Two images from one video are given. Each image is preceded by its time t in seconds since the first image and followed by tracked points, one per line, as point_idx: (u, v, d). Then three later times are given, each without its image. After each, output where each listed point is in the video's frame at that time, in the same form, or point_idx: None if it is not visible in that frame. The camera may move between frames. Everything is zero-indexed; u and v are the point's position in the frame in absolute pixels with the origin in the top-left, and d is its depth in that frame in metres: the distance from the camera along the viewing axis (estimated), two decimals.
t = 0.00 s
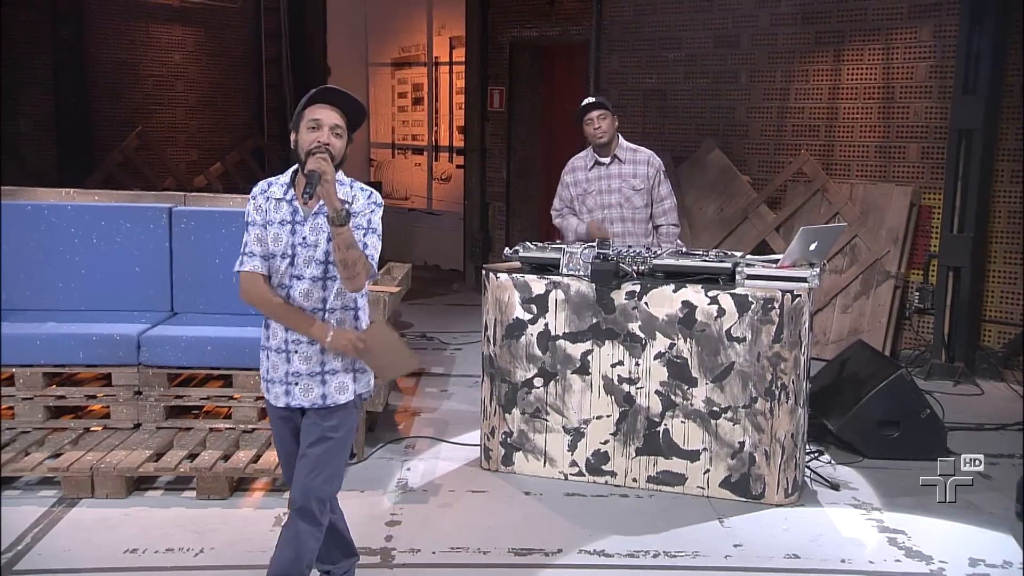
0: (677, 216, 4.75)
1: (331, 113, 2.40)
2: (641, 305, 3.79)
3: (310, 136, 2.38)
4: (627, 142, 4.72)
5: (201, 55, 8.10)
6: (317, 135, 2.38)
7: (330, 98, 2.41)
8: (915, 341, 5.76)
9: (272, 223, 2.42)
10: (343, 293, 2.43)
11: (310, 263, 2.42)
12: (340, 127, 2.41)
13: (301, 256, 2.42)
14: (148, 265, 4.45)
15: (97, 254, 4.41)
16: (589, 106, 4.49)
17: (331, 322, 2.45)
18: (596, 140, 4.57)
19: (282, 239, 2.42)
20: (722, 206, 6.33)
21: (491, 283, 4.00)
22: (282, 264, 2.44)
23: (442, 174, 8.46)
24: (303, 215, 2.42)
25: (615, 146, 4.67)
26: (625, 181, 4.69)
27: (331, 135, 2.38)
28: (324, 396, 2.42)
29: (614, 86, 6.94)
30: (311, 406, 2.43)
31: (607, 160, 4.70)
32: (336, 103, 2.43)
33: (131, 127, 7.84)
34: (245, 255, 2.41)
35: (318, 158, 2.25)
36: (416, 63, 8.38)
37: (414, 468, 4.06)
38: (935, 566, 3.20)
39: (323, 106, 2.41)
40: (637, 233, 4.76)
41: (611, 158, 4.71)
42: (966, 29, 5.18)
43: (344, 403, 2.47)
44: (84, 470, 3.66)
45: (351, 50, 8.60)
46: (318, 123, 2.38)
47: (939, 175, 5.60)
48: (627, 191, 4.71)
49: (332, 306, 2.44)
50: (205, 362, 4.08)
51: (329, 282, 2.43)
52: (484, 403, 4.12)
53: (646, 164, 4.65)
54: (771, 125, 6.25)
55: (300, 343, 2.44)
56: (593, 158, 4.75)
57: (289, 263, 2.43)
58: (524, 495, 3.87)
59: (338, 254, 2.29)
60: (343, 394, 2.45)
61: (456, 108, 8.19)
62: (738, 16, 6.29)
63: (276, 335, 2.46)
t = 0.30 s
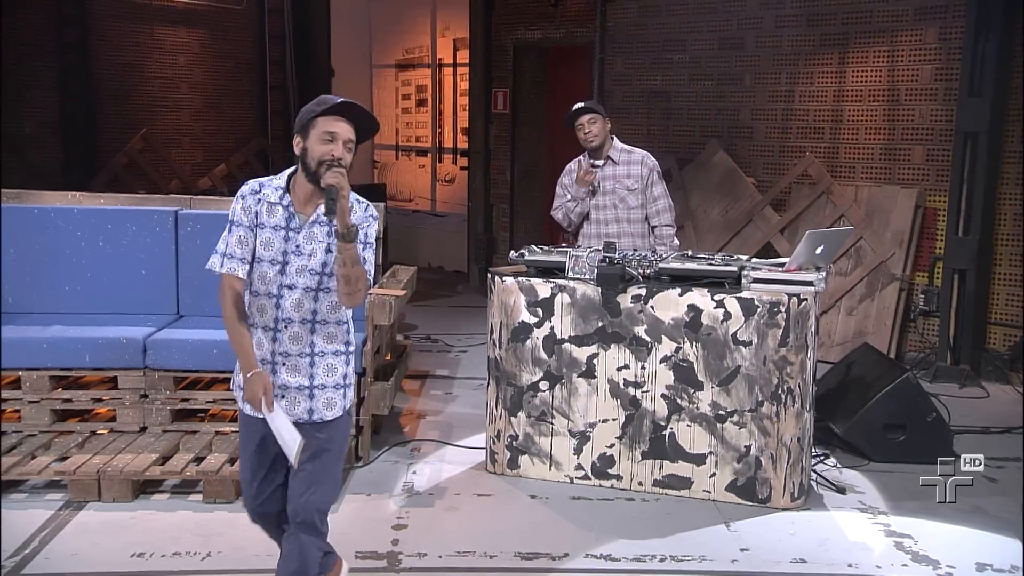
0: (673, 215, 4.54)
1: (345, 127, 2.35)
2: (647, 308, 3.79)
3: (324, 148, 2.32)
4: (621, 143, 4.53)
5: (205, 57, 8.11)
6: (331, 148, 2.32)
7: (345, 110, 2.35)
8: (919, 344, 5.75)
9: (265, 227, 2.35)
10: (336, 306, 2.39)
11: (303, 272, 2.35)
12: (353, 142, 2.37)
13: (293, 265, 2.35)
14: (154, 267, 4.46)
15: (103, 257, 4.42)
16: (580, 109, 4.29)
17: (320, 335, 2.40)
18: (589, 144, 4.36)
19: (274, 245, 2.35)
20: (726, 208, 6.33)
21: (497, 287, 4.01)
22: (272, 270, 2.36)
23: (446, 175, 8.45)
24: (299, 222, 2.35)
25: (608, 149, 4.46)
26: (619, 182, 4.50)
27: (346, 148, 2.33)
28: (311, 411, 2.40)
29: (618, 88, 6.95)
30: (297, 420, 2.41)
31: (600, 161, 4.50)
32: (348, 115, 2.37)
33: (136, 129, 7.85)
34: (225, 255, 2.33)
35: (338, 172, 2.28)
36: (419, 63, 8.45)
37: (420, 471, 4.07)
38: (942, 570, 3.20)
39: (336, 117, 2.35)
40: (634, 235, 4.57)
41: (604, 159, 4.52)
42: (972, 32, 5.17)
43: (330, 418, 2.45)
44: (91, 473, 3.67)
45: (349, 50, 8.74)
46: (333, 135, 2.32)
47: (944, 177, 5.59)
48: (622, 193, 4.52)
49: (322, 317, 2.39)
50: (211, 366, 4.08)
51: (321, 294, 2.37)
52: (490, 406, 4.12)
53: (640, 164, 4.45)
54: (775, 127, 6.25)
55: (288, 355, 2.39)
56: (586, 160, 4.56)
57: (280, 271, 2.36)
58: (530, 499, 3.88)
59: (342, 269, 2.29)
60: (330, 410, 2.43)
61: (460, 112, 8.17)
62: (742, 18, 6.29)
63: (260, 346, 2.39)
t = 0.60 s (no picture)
0: (688, 218, 4.52)
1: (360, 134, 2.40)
2: (664, 311, 3.78)
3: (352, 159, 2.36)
4: (637, 146, 4.52)
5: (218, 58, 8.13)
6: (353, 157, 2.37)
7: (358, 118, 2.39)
8: (935, 347, 5.72)
9: (290, 237, 2.34)
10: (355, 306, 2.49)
11: (330, 277, 2.41)
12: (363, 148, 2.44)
13: (319, 271, 2.40)
14: (171, 270, 4.47)
15: (121, 260, 4.44)
16: (594, 112, 4.30)
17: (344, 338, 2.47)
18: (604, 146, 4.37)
19: (301, 254, 2.36)
20: (741, 211, 6.35)
21: (514, 290, 4.01)
22: (299, 279, 2.38)
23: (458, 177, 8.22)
24: (319, 228, 2.38)
25: (622, 151, 4.46)
26: (634, 185, 4.49)
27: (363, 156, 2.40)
28: (342, 413, 2.48)
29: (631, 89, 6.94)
30: (327, 424, 2.47)
31: (615, 164, 4.49)
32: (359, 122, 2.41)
33: (150, 131, 7.88)
34: (261, 272, 2.29)
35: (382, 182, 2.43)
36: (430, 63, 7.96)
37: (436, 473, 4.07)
38: None
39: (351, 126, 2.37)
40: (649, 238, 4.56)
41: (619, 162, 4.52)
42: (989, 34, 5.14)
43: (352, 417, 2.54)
44: (110, 475, 3.69)
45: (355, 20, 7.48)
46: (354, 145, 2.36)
47: (960, 180, 5.57)
48: (637, 195, 4.51)
49: (347, 319, 2.47)
50: (228, 368, 4.09)
51: (344, 296, 2.46)
52: (507, 409, 4.12)
53: (655, 167, 4.45)
54: (790, 129, 6.23)
55: (316, 361, 2.45)
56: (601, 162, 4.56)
57: (305, 279, 2.39)
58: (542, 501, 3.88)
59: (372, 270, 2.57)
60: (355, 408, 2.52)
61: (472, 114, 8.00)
62: (756, 21, 6.25)
63: (286, 356, 2.43)
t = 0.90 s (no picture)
0: (718, 222, 4.51)
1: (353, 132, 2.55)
2: (690, 315, 3.77)
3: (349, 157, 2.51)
4: (663, 149, 4.54)
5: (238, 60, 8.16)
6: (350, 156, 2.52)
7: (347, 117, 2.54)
8: (960, 350, 5.66)
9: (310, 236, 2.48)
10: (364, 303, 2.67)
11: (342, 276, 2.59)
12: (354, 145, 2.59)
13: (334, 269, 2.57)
14: (195, 272, 4.49)
15: (146, 261, 4.46)
16: (621, 112, 4.33)
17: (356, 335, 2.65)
18: (628, 148, 4.41)
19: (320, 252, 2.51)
20: (762, 212, 6.34)
21: (538, 293, 3.99)
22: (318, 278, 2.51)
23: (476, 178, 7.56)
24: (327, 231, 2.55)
25: (649, 153, 4.49)
26: (658, 188, 4.50)
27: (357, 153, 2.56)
28: (363, 409, 2.62)
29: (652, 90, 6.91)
30: (349, 421, 2.61)
31: (640, 166, 4.50)
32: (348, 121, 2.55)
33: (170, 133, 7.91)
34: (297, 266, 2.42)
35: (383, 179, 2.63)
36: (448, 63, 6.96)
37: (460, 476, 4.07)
38: None
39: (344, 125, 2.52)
40: (673, 241, 4.56)
41: (644, 166, 4.52)
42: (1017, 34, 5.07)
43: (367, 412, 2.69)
44: (137, 477, 3.70)
45: None
46: (348, 144, 2.52)
47: (985, 182, 5.61)
48: (661, 198, 4.52)
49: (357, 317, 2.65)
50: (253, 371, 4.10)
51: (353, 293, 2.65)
52: (531, 412, 4.11)
53: (681, 171, 4.45)
54: (812, 130, 6.20)
55: (339, 359, 2.58)
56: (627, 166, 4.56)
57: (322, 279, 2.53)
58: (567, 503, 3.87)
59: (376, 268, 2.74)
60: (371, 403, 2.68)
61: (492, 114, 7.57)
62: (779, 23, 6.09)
63: (310, 357, 2.54)
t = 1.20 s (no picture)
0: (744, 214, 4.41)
1: (335, 129, 2.49)
2: (718, 318, 3.75)
3: (321, 153, 2.46)
4: (692, 150, 4.51)
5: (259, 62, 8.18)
6: (326, 152, 2.47)
7: (328, 113, 2.50)
8: (986, 353, 5.61)
9: (288, 241, 2.46)
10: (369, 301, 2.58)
11: (334, 276, 2.50)
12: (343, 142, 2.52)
13: (322, 271, 2.50)
14: (221, 274, 4.50)
15: (172, 264, 4.47)
16: (652, 115, 4.28)
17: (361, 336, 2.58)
18: (660, 149, 4.35)
19: (302, 255, 2.47)
20: (785, 214, 6.29)
21: (565, 295, 3.99)
22: (305, 281, 2.49)
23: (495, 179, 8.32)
24: (316, 230, 2.50)
25: (678, 154, 4.46)
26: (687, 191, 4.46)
27: (338, 150, 2.49)
28: (367, 413, 2.56)
29: (674, 92, 6.89)
30: (353, 424, 2.57)
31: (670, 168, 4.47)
32: (331, 117, 2.51)
33: (191, 134, 7.95)
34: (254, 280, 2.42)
35: (354, 174, 2.39)
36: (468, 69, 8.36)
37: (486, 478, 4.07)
38: None
39: (323, 121, 2.48)
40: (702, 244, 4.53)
41: (674, 167, 4.50)
42: None
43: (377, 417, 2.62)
44: (166, 479, 3.72)
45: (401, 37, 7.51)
46: (326, 140, 2.47)
47: (1012, 183, 5.50)
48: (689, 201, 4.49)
49: (360, 317, 2.57)
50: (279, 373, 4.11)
51: (354, 294, 2.56)
52: (557, 415, 4.10)
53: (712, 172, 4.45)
54: (835, 131, 6.16)
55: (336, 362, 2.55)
56: (656, 167, 4.54)
57: (311, 281, 2.50)
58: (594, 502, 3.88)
59: (372, 266, 2.50)
60: (380, 408, 2.61)
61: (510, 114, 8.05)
62: (802, 23, 6.19)
63: (304, 360, 2.54)
